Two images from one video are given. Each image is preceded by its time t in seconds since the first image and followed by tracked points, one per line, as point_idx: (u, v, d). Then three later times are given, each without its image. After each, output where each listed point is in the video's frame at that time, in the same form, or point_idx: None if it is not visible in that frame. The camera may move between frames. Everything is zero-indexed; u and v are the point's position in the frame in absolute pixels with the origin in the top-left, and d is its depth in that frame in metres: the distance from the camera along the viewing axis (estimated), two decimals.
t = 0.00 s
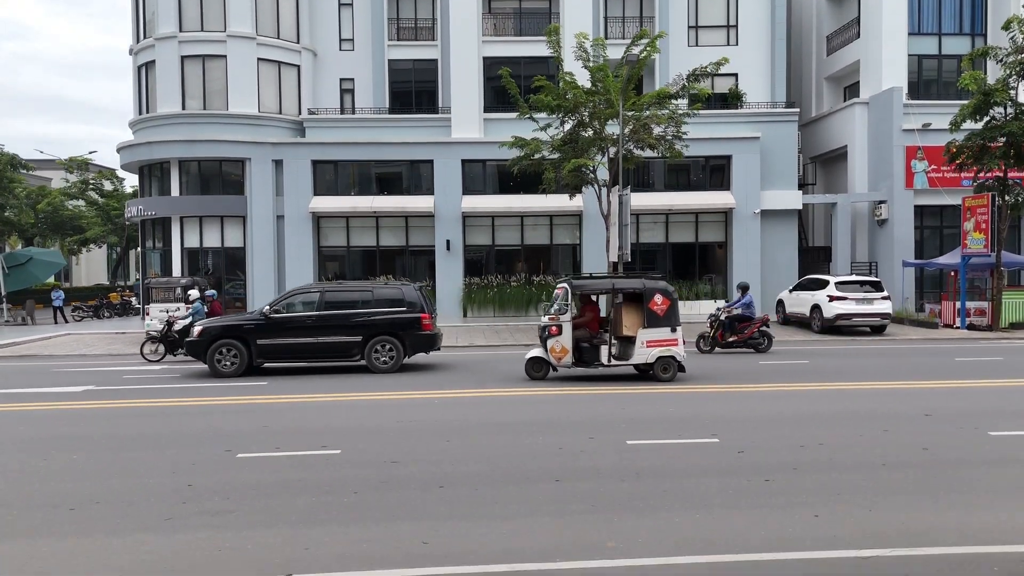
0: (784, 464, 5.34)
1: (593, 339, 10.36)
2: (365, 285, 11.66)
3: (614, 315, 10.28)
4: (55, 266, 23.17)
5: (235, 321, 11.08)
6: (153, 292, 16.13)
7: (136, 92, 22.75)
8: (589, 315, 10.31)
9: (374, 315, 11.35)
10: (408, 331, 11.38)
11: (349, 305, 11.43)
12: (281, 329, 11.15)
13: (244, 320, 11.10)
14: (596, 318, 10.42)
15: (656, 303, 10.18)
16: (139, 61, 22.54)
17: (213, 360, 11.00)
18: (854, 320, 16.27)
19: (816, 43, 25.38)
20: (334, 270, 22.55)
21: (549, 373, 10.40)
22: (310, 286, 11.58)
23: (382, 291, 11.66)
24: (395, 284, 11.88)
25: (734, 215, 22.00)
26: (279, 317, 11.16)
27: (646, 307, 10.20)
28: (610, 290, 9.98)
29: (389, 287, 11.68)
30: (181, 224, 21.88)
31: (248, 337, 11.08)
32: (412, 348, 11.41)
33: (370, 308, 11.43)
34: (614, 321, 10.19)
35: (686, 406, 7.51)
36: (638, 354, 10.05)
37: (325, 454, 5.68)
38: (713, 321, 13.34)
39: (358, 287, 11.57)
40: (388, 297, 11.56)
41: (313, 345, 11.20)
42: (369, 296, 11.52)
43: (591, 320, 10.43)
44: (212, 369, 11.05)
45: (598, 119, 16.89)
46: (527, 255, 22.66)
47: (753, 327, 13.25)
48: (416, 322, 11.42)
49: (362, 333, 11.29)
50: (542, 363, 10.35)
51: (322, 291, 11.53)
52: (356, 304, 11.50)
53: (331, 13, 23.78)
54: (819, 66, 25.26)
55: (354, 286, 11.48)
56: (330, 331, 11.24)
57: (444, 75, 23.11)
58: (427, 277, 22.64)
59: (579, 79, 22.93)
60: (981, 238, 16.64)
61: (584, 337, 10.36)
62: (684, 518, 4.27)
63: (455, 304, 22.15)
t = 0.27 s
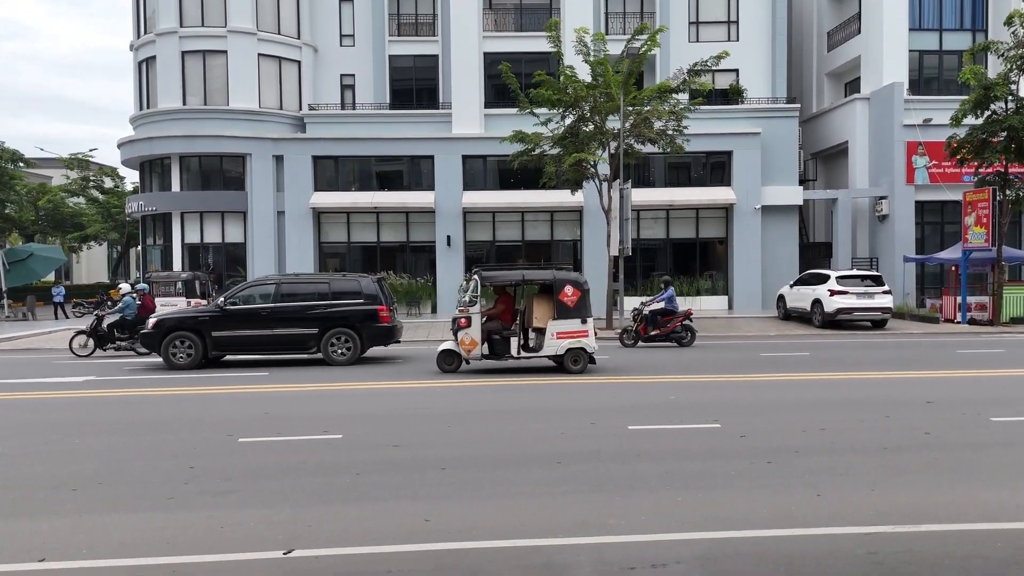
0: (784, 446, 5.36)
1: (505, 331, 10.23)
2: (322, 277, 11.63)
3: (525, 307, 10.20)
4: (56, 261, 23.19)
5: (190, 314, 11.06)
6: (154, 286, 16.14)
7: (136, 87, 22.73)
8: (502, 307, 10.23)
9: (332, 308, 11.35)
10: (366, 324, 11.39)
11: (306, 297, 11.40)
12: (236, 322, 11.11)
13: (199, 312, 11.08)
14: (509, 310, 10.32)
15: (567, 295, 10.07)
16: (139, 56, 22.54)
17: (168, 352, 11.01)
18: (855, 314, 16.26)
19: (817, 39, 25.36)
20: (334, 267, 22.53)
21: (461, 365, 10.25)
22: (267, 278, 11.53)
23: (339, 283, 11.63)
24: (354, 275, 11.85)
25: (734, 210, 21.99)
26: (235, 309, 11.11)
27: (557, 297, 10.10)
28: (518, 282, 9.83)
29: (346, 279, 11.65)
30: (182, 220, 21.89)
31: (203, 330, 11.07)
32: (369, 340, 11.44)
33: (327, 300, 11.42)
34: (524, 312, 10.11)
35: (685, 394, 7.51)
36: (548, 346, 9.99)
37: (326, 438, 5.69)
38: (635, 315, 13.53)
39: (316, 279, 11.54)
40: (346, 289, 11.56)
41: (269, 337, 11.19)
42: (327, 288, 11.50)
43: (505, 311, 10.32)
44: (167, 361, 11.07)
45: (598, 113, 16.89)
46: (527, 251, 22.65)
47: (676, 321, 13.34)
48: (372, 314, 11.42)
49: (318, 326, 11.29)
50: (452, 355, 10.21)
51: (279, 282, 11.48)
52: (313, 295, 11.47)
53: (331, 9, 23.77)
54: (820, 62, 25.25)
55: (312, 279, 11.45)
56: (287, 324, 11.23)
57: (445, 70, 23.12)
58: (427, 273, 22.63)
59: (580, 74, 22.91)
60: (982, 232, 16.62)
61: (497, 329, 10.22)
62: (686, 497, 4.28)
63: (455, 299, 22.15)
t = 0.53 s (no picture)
0: (786, 445, 5.35)
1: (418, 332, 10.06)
2: (280, 277, 11.62)
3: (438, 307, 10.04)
4: (56, 261, 23.18)
5: (145, 314, 11.07)
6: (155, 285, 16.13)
7: (137, 86, 22.73)
8: (415, 308, 10.03)
9: (289, 307, 11.34)
10: (323, 323, 11.38)
11: (263, 296, 11.41)
12: (191, 321, 11.14)
13: (154, 312, 11.10)
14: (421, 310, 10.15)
15: (478, 294, 9.95)
16: (140, 55, 22.54)
17: (122, 352, 11.03)
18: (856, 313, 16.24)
19: (818, 38, 25.35)
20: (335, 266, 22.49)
21: (372, 368, 10.04)
22: (224, 277, 11.54)
23: (297, 282, 11.62)
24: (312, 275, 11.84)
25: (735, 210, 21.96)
26: (190, 309, 11.14)
27: (467, 297, 9.96)
28: (429, 282, 9.61)
29: (304, 279, 11.65)
30: (182, 219, 21.87)
31: (158, 329, 11.08)
32: (327, 341, 11.42)
33: (284, 300, 11.42)
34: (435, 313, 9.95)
35: (687, 393, 7.49)
36: (458, 346, 9.87)
37: (327, 436, 5.68)
38: (558, 315, 13.38)
39: (273, 278, 11.54)
40: (303, 289, 11.55)
41: (226, 337, 11.19)
42: (284, 287, 11.48)
43: (416, 312, 10.14)
44: (121, 361, 11.09)
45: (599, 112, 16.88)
46: (527, 250, 22.62)
47: (597, 321, 13.31)
48: (328, 314, 11.40)
49: (275, 326, 11.29)
50: (363, 356, 9.98)
51: (235, 281, 11.49)
52: (271, 295, 11.47)
53: (332, 9, 23.76)
54: (821, 61, 25.24)
55: (268, 278, 11.47)
56: (243, 323, 11.23)
57: (446, 70, 23.11)
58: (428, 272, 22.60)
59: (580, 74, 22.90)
60: (983, 232, 16.60)
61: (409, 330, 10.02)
62: (689, 495, 4.27)
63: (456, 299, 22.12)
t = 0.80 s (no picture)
0: (788, 444, 5.34)
1: (328, 332, 10.01)
2: (237, 277, 11.73)
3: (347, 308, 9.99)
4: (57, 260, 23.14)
5: (101, 314, 11.03)
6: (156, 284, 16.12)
7: (137, 86, 22.73)
8: (326, 308, 9.96)
9: (247, 307, 11.41)
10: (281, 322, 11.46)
11: (220, 296, 11.50)
12: (148, 321, 11.13)
13: (110, 312, 11.05)
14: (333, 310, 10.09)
15: (389, 294, 9.89)
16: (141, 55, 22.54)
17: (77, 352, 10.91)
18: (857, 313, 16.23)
19: (818, 37, 25.34)
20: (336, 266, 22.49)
21: (281, 369, 9.99)
22: (180, 278, 11.61)
23: (254, 283, 11.74)
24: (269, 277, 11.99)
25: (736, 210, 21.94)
26: (146, 309, 11.16)
27: (377, 298, 9.91)
28: (335, 283, 9.54)
29: (261, 279, 11.78)
30: (183, 218, 21.87)
31: (115, 329, 11.03)
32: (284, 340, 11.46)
33: (241, 300, 11.52)
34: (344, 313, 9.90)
35: (688, 392, 7.48)
36: (368, 347, 9.80)
37: (328, 436, 5.67)
38: (479, 315, 13.37)
39: (230, 279, 11.65)
40: (259, 289, 11.68)
41: (182, 337, 11.20)
42: (241, 287, 11.61)
43: (327, 312, 10.08)
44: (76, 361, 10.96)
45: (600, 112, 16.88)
46: (528, 250, 22.61)
47: (518, 321, 13.38)
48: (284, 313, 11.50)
49: (232, 325, 11.34)
50: (272, 358, 9.97)
51: (191, 282, 11.55)
52: (227, 295, 11.57)
53: (332, 8, 23.76)
54: (821, 61, 25.23)
55: (224, 278, 11.59)
56: (199, 323, 11.26)
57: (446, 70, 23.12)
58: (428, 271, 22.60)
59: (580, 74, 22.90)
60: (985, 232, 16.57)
61: (318, 331, 9.96)
62: (692, 494, 4.26)
63: (457, 298, 22.11)
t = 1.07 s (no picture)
0: (792, 445, 5.33)
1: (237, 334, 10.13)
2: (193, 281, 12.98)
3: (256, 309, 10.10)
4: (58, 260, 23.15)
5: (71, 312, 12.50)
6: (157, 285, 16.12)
7: (138, 86, 22.73)
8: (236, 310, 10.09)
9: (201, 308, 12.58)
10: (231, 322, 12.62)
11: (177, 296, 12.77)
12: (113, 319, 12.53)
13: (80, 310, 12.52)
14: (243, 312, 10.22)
15: (297, 296, 9.95)
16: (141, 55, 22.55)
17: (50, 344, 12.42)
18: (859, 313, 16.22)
19: (819, 37, 25.33)
20: (336, 266, 22.48)
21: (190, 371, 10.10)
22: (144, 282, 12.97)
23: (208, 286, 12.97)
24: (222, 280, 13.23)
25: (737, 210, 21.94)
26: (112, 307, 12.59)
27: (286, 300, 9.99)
28: (241, 283, 9.67)
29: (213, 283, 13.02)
30: (184, 219, 21.86)
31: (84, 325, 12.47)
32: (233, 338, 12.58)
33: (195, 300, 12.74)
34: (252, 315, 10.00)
35: (690, 393, 7.47)
36: (276, 349, 9.83)
37: (332, 437, 5.66)
38: (400, 316, 13.26)
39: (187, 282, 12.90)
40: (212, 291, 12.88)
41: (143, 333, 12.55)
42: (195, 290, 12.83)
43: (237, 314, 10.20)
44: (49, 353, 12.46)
45: (601, 112, 16.86)
46: (528, 249, 22.61)
47: (441, 322, 13.20)
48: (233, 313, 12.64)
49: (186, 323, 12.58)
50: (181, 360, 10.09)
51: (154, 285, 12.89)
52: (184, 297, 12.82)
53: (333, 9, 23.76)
54: (822, 61, 25.22)
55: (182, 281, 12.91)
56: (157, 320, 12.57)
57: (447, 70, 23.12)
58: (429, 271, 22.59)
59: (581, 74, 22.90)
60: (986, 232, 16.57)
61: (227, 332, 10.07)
62: (697, 495, 4.26)
63: (457, 298, 22.11)
